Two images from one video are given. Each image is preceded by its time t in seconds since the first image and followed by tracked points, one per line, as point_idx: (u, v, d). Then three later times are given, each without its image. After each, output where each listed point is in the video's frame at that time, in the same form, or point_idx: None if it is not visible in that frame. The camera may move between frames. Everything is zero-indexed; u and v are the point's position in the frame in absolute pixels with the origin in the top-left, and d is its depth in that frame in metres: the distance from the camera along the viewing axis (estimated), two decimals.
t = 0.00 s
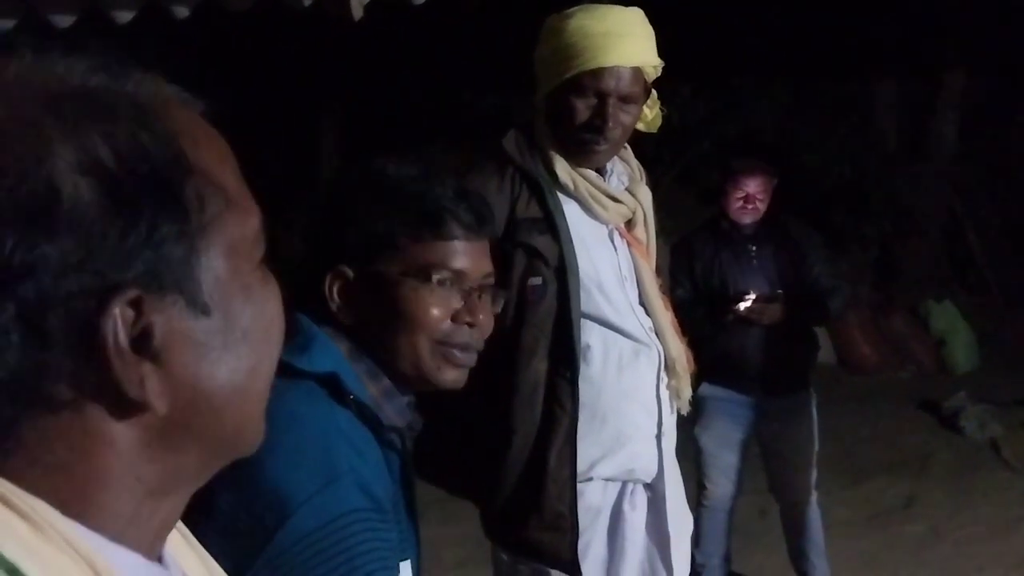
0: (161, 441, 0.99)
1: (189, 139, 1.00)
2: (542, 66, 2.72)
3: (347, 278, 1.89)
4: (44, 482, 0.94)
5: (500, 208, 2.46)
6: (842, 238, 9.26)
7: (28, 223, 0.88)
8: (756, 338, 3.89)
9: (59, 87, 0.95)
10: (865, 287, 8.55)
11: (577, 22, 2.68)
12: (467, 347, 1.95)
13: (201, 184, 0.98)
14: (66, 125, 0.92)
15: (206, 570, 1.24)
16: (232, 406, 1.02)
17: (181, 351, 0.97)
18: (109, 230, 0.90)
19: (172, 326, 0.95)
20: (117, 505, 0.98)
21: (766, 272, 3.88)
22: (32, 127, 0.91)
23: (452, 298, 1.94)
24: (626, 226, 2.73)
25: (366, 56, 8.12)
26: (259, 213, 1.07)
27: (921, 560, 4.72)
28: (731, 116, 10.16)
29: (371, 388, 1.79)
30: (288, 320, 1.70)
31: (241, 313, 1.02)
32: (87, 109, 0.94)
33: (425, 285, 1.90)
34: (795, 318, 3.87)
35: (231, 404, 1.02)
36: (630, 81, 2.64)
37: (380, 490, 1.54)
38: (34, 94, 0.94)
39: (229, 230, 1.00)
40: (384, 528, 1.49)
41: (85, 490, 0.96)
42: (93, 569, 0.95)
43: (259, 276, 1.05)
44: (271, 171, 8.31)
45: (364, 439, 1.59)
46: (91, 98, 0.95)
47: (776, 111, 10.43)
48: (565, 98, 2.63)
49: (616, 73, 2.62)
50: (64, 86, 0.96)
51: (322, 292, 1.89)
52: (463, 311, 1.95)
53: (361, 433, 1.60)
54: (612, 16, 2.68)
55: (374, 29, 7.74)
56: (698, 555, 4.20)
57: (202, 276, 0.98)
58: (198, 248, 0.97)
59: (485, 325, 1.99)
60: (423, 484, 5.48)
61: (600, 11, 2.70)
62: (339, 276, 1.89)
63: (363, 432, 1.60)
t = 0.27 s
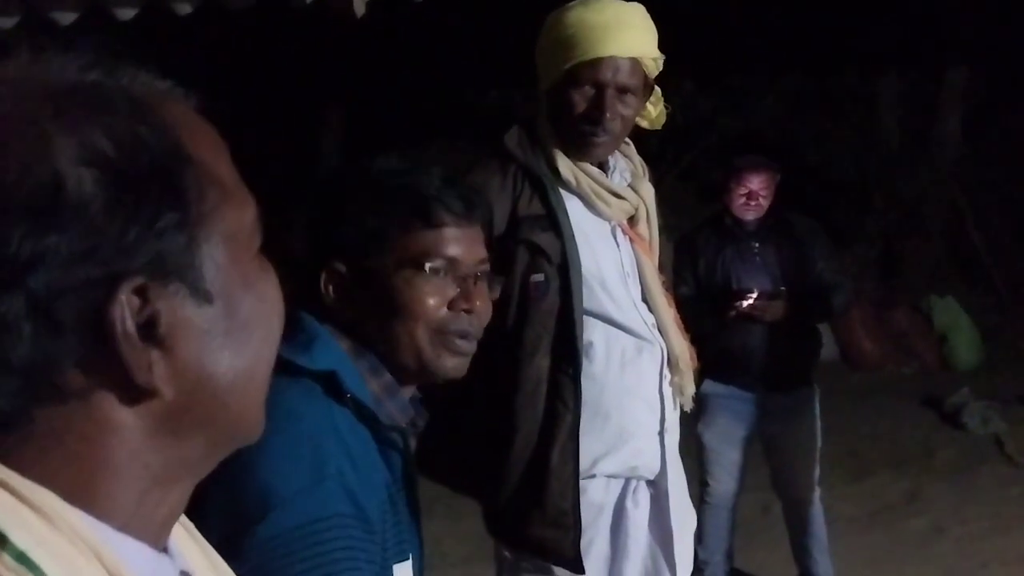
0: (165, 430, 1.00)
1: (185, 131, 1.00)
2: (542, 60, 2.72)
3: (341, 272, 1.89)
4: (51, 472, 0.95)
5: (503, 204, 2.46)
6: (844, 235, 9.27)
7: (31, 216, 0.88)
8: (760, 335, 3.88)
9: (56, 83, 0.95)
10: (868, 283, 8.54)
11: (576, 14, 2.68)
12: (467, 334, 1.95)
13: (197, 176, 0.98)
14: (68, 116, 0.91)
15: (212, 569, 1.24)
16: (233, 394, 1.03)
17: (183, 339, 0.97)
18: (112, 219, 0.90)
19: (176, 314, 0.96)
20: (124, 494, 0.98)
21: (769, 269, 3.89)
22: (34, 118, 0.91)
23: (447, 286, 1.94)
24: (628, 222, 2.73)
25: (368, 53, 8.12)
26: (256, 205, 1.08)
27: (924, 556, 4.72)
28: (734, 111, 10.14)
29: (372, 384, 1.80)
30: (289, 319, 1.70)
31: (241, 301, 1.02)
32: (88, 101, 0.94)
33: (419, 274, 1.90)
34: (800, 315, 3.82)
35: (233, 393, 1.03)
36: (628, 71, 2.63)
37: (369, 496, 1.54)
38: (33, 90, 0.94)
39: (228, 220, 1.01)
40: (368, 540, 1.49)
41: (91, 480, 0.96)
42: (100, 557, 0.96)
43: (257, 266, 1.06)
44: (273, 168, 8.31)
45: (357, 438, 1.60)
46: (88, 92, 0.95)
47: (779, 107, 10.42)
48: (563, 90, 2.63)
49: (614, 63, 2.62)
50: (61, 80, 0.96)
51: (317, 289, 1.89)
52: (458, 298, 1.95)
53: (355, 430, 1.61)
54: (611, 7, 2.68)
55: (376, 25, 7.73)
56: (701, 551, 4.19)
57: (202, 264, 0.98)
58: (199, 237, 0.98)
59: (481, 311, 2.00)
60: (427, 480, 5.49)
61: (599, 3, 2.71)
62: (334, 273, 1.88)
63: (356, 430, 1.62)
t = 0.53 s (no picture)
0: (176, 421, 1.01)
1: (193, 128, 1.02)
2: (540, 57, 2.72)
3: (344, 269, 1.89)
4: (66, 462, 0.96)
5: (505, 199, 2.46)
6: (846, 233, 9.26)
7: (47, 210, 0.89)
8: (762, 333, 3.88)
9: (68, 80, 0.96)
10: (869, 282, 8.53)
11: (574, 7, 2.68)
12: (466, 336, 1.96)
13: (205, 171, 1.00)
14: (82, 113, 0.93)
15: (221, 565, 1.24)
16: (242, 387, 1.04)
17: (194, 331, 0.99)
18: (124, 212, 0.91)
19: (186, 306, 0.97)
20: (136, 485, 1.00)
21: (771, 266, 3.88)
22: (49, 115, 0.92)
23: (450, 289, 1.94)
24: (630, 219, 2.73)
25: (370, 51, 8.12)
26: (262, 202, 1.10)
27: (926, 554, 4.72)
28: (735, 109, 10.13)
29: (372, 384, 1.80)
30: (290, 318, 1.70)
31: (249, 294, 1.04)
32: (100, 98, 0.95)
33: (421, 275, 1.90)
34: (801, 313, 3.82)
35: (242, 386, 1.04)
36: (626, 63, 2.63)
37: (368, 498, 1.54)
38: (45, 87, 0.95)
39: (235, 215, 1.03)
40: (365, 543, 1.48)
41: (105, 471, 0.98)
42: (115, 548, 0.97)
43: (263, 260, 1.07)
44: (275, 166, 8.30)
45: (353, 437, 1.61)
46: (100, 89, 0.96)
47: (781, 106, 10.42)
48: (561, 82, 2.63)
49: (611, 54, 2.61)
50: (72, 77, 0.97)
51: (319, 286, 1.90)
52: (462, 301, 1.95)
53: (353, 431, 1.62)
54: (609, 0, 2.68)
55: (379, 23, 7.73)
56: (703, 549, 4.19)
57: (212, 259, 1.00)
58: (208, 231, 0.99)
59: (485, 314, 2.00)
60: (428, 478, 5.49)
61: None
62: (335, 270, 1.89)
63: (354, 430, 1.62)
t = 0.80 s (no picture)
0: (193, 419, 1.02)
1: (212, 129, 1.03)
2: (540, 55, 2.72)
3: (342, 266, 1.90)
4: (83, 458, 0.97)
5: (506, 196, 2.46)
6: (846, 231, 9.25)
7: (72, 208, 0.90)
8: (763, 331, 3.88)
9: (93, 80, 0.97)
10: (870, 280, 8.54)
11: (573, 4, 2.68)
12: (467, 331, 1.96)
13: (225, 172, 1.01)
14: (105, 113, 0.94)
15: (233, 560, 1.24)
16: (258, 385, 1.05)
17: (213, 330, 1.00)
18: (147, 211, 0.92)
19: (205, 305, 0.98)
20: (152, 482, 1.01)
21: (773, 265, 3.87)
22: (73, 114, 0.93)
23: (450, 285, 1.94)
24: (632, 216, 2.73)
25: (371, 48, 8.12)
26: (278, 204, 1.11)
27: (927, 552, 4.72)
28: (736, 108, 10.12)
29: (373, 382, 1.83)
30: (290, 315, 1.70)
31: (266, 294, 1.04)
32: (124, 99, 0.96)
33: (420, 272, 1.90)
34: (801, 312, 3.87)
35: (257, 386, 1.05)
36: (627, 57, 2.63)
37: (369, 499, 1.54)
38: (69, 86, 0.96)
39: (253, 217, 1.03)
40: (368, 543, 1.49)
41: (122, 467, 0.99)
42: (131, 542, 0.99)
43: (280, 260, 1.07)
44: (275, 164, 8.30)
45: (355, 438, 1.61)
46: (123, 90, 0.97)
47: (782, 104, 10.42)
48: (562, 79, 2.63)
49: (612, 50, 2.61)
50: (96, 77, 0.98)
51: (317, 283, 1.90)
52: (464, 298, 1.95)
53: (353, 431, 1.62)
54: None
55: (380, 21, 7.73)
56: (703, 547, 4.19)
57: (230, 259, 1.00)
58: (228, 230, 1.00)
59: (487, 311, 2.00)
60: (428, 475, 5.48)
61: None
62: (333, 267, 1.90)
63: (356, 432, 1.63)
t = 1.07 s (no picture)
0: (199, 424, 1.00)
1: (222, 128, 1.00)
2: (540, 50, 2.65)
3: (333, 265, 1.85)
4: (86, 464, 0.95)
5: (506, 195, 2.40)
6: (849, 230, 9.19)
7: (80, 209, 0.89)
8: (767, 330, 3.83)
9: (100, 80, 0.96)
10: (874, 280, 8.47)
11: None
12: (463, 331, 1.88)
13: (234, 171, 0.98)
14: (113, 114, 0.93)
15: (234, 565, 1.19)
16: (266, 391, 1.02)
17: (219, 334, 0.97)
18: (154, 211, 0.91)
19: (212, 307, 0.96)
20: (157, 488, 0.99)
21: (777, 264, 3.81)
22: (79, 114, 0.92)
23: (445, 284, 1.87)
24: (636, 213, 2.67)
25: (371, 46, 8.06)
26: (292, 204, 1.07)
27: (935, 555, 4.66)
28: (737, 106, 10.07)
29: (365, 384, 1.76)
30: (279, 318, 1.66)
31: (275, 298, 1.01)
32: (131, 99, 0.95)
33: (413, 270, 1.84)
34: (807, 313, 3.85)
35: (267, 390, 1.02)
36: (636, 51, 2.59)
37: (363, 504, 1.49)
38: (77, 86, 0.95)
39: (264, 217, 1.00)
40: (364, 551, 1.46)
41: (126, 473, 0.97)
42: (134, 550, 0.96)
43: (291, 263, 1.04)
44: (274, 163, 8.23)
45: (347, 444, 1.56)
46: (132, 89, 0.96)
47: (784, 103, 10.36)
48: (571, 76, 2.56)
49: (622, 44, 2.57)
50: (104, 77, 0.97)
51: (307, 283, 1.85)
52: (459, 296, 1.88)
53: (343, 435, 1.57)
54: None
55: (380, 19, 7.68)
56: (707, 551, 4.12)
57: (238, 261, 0.98)
58: (236, 230, 0.97)
59: (484, 309, 1.93)
60: (427, 479, 5.41)
61: None
62: (322, 265, 1.85)
63: (347, 436, 1.57)
